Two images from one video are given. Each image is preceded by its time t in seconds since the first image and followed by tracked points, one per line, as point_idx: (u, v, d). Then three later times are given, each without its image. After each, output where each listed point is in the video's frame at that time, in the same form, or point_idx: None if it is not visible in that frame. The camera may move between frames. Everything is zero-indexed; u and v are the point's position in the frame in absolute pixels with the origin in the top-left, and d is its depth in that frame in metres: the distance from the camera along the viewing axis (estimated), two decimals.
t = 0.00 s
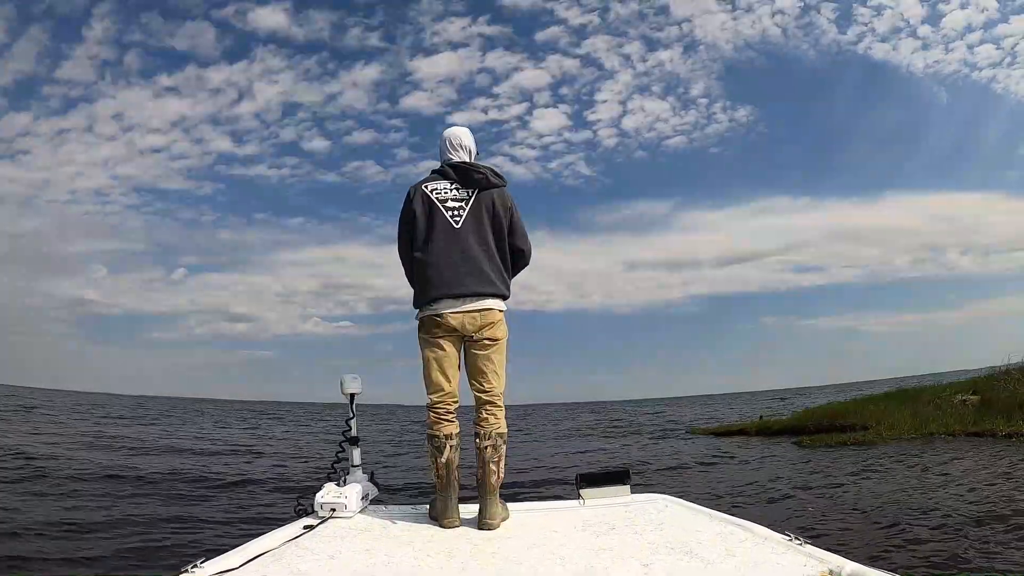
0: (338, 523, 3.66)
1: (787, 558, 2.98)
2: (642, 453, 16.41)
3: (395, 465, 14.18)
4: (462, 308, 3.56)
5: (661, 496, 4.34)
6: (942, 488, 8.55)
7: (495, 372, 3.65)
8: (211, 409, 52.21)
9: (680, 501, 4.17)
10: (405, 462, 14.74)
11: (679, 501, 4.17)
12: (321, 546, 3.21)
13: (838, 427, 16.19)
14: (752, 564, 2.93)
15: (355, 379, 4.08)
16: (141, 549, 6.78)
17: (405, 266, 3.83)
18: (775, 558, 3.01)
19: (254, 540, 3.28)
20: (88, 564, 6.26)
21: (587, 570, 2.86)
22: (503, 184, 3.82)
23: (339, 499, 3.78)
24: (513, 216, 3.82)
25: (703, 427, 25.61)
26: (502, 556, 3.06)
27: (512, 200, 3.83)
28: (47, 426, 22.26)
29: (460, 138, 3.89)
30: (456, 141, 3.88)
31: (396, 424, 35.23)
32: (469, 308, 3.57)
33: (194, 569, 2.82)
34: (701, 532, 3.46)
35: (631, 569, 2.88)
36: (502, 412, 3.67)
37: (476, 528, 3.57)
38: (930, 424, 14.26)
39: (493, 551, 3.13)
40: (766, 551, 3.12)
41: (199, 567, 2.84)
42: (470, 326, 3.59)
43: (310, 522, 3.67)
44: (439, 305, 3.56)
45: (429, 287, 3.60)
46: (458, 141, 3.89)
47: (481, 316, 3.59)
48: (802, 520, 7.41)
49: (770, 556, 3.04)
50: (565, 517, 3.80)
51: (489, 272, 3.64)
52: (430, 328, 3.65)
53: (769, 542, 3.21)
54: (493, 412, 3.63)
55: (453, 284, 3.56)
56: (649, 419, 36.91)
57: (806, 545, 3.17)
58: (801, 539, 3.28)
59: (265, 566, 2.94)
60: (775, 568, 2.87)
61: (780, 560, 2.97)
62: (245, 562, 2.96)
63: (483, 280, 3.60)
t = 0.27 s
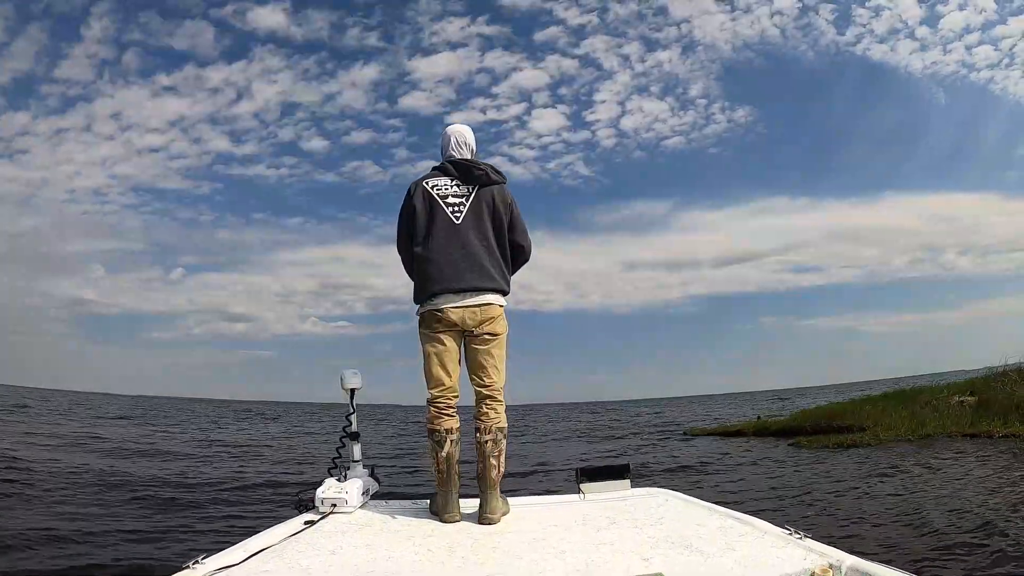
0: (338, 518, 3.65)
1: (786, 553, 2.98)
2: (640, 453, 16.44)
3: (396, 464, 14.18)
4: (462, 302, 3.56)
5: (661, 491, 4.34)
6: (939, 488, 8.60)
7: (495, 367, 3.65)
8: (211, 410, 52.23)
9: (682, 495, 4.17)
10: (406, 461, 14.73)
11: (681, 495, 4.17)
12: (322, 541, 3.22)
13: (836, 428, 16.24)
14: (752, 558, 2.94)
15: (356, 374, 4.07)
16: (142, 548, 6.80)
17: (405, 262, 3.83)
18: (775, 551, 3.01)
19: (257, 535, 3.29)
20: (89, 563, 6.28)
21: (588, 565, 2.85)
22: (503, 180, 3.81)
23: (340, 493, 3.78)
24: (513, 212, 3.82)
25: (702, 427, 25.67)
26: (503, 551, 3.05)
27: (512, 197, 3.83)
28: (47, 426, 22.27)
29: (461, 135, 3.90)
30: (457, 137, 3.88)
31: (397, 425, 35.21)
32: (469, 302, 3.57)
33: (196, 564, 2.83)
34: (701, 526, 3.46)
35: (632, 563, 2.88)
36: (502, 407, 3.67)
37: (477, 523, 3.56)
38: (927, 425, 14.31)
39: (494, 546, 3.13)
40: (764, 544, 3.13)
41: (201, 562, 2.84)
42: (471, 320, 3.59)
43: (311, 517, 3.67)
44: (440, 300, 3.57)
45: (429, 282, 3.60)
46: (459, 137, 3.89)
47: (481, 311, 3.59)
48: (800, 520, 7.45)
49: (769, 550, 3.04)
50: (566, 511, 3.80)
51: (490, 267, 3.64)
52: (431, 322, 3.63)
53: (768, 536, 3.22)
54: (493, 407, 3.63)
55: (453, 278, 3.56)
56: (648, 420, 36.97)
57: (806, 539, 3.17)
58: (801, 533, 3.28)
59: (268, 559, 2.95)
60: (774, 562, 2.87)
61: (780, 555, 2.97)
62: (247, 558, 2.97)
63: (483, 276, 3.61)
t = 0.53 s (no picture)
0: (339, 517, 3.65)
1: (786, 551, 2.98)
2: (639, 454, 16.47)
3: (395, 463, 14.18)
4: (462, 300, 3.56)
5: (661, 490, 4.34)
6: (937, 489, 8.64)
7: (495, 366, 3.65)
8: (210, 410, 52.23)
9: (682, 494, 4.17)
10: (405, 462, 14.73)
11: (681, 494, 4.17)
12: (323, 540, 3.21)
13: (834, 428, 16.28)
14: (751, 556, 2.94)
15: (356, 372, 4.06)
16: (144, 549, 6.81)
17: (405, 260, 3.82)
18: (774, 549, 3.01)
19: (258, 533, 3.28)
20: (92, 563, 6.29)
21: (588, 563, 2.85)
22: (504, 179, 3.81)
23: (340, 492, 3.77)
24: (513, 211, 3.82)
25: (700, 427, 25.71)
26: (503, 549, 3.05)
27: (513, 196, 3.83)
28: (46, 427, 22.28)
29: (463, 135, 3.91)
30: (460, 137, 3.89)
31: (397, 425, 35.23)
32: (469, 300, 3.57)
33: (196, 564, 2.82)
34: (700, 524, 3.46)
35: (632, 561, 2.87)
36: (502, 405, 3.67)
37: (477, 521, 3.56)
38: (924, 425, 14.36)
39: (494, 545, 3.13)
40: (765, 542, 3.13)
41: (201, 562, 2.83)
42: (472, 318, 3.58)
43: (311, 517, 3.65)
44: (440, 298, 3.56)
45: (429, 280, 3.59)
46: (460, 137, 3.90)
47: (482, 310, 3.58)
48: (799, 520, 7.49)
49: (769, 548, 3.04)
50: (566, 509, 3.80)
51: (490, 265, 3.64)
52: (431, 320, 3.63)
53: (769, 534, 3.22)
54: (494, 405, 3.63)
55: (453, 276, 3.56)
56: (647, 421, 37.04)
57: (806, 537, 3.17)
58: (800, 531, 3.29)
59: (268, 558, 2.94)
60: (774, 560, 2.87)
61: (780, 553, 2.97)
62: (247, 556, 2.96)
63: (483, 274, 3.60)
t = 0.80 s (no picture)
0: (338, 520, 3.64)
1: (787, 555, 2.98)
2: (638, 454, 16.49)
3: (394, 465, 14.19)
4: (462, 303, 3.55)
5: (661, 493, 4.34)
6: (934, 489, 8.67)
7: (495, 369, 3.65)
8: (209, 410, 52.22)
9: (681, 497, 4.18)
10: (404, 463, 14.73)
11: (680, 497, 4.17)
12: (322, 543, 3.21)
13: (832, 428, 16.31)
14: (750, 559, 2.94)
15: (355, 375, 4.06)
16: (145, 549, 6.82)
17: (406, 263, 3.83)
18: (774, 553, 3.01)
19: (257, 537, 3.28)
20: (93, 563, 6.30)
21: (587, 566, 2.86)
22: (504, 182, 3.82)
23: (339, 496, 3.77)
24: (514, 213, 3.82)
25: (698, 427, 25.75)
26: (502, 552, 3.05)
27: (514, 199, 3.83)
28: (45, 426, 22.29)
29: (466, 137, 3.91)
30: (463, 139, 3.89)
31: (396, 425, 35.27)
32: (470, 303, 3.56)
33: (195, 566, 2.82)
34: (700, 527, 3.46)
35: (631, 565, 2.88)
36: (502, 409, 3.66)
37: (476, 525, 3.56)
38: (921, 425, 14.39)
39: (494, 548, 3.13)
40: (765, 546, 3.13)
41: (200, 565, 2.83)
42: (472, 322, 3.58)
43: (311, 520, 3.65)
44: (440, 300, 3.56)
45: (430, 282, 3.59)
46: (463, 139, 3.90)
47: (482, 313, 3.58)
48: (796, 520, 7.50)
49: (769, 552, 3.05)
50: (566, 513, 3.80)
51: (491, 267, 3.64)
52: (431, 322, 3.63)
53: (768, 538, 3.23)
54: (493, 409, 3.63)
55: (454, 279, 3.56)
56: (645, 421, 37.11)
57: (806, 540, 3.18)
58: (800, 534, 3.29)
59: (267, 561, 2.95)
60: (773, 564, 2.87)
61: (780, 556, 2.97)
62: (246, 559, 2.96)
63: (483, 276, 3.60)
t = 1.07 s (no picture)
0: (337, 526, 3.64)
1: (786, 561, 2.99)
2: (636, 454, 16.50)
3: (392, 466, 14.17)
4: (462, 307, 3.55)
5: (660, 498, 4.34)
6: (933, 488, 8.67)
7: (495, 375, 3.65)
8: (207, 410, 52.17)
9: (680, 503, 4.18)
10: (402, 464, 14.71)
11: (679, 503, 4.17)
12: (320, 548, 3.20)
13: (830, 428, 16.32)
14: (750, 566, 2.94)
15: (355, 380, 4.05)
16: (145, 548, 6.82)
17: (405, 267, 3.82)
18: (774, 560, 3.02)
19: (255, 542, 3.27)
20: (93, 562, 6.29)
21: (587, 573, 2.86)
22: (505, 187, 3.82)
23: (338, 501, 3.76)
24: (515, 218, 3.82)
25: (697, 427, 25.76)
26: (501, 558, 3.05)
27: (514, 203, 3.83)
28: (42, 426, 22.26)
29: (468, 140, 3.91)
30: (464, 143, 3.89)
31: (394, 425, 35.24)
32: (470, 307, 3.56)
33: (193, 571, 2.81)
34: (699, 533, 3.46)
35: (631, 572, 2.88)
36: (502, 415, 3.66)
37: (475, 530, 3.56)
38: (919, 425, 14.41)
39: (493, 554, 3.13)
40: (765, 552, 3.13)
41: (198, 569, 2.82)
42: (472, 327, 3.57)
43: (309, 525, 3.65)
44: (440, 304, 3.56)
45: (430, 285, 3.59)
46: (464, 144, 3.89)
47: (483, 318, 3.58)
48: (795, 520, 7.48)
49: (769, 558, 3.05)
50: (565, 519, 3.80)
51: (490, 271, 3.64)
52: (431, 327, 3.62)
53: (768, 544, 3.23)
54: (493, 415, 3.63)
55: (454, 283, 3.55)
56: (644, 420, 37.12)
57: (805, 546, 3.18)
58: (799, 541, 3.30)
59: (265, 566, 2.94)
60: (773, 570, 2.88)
61: (780, 563, 2.97)
62: (245, 564, 2.95)
63: (484, 280, 3.60)
